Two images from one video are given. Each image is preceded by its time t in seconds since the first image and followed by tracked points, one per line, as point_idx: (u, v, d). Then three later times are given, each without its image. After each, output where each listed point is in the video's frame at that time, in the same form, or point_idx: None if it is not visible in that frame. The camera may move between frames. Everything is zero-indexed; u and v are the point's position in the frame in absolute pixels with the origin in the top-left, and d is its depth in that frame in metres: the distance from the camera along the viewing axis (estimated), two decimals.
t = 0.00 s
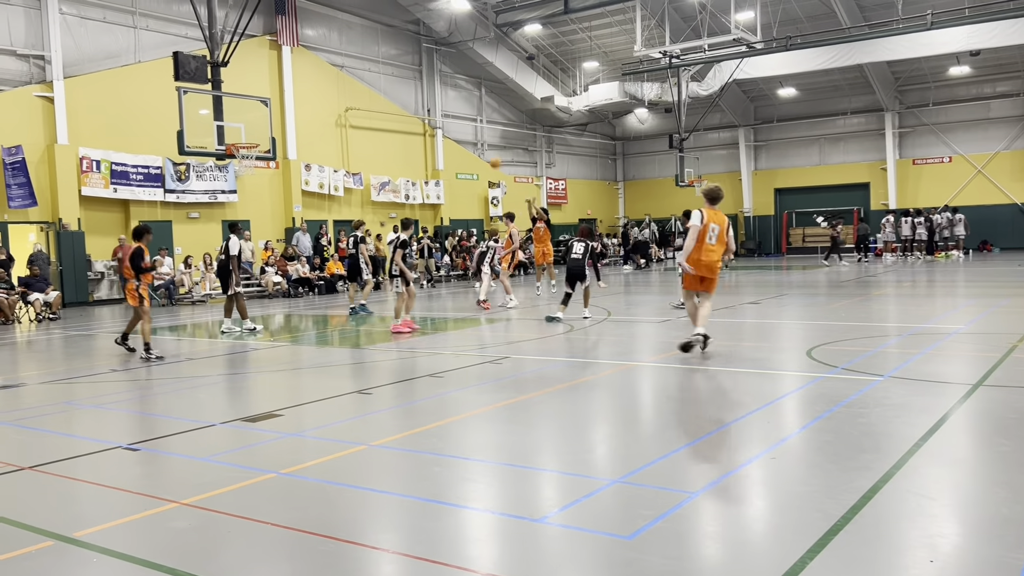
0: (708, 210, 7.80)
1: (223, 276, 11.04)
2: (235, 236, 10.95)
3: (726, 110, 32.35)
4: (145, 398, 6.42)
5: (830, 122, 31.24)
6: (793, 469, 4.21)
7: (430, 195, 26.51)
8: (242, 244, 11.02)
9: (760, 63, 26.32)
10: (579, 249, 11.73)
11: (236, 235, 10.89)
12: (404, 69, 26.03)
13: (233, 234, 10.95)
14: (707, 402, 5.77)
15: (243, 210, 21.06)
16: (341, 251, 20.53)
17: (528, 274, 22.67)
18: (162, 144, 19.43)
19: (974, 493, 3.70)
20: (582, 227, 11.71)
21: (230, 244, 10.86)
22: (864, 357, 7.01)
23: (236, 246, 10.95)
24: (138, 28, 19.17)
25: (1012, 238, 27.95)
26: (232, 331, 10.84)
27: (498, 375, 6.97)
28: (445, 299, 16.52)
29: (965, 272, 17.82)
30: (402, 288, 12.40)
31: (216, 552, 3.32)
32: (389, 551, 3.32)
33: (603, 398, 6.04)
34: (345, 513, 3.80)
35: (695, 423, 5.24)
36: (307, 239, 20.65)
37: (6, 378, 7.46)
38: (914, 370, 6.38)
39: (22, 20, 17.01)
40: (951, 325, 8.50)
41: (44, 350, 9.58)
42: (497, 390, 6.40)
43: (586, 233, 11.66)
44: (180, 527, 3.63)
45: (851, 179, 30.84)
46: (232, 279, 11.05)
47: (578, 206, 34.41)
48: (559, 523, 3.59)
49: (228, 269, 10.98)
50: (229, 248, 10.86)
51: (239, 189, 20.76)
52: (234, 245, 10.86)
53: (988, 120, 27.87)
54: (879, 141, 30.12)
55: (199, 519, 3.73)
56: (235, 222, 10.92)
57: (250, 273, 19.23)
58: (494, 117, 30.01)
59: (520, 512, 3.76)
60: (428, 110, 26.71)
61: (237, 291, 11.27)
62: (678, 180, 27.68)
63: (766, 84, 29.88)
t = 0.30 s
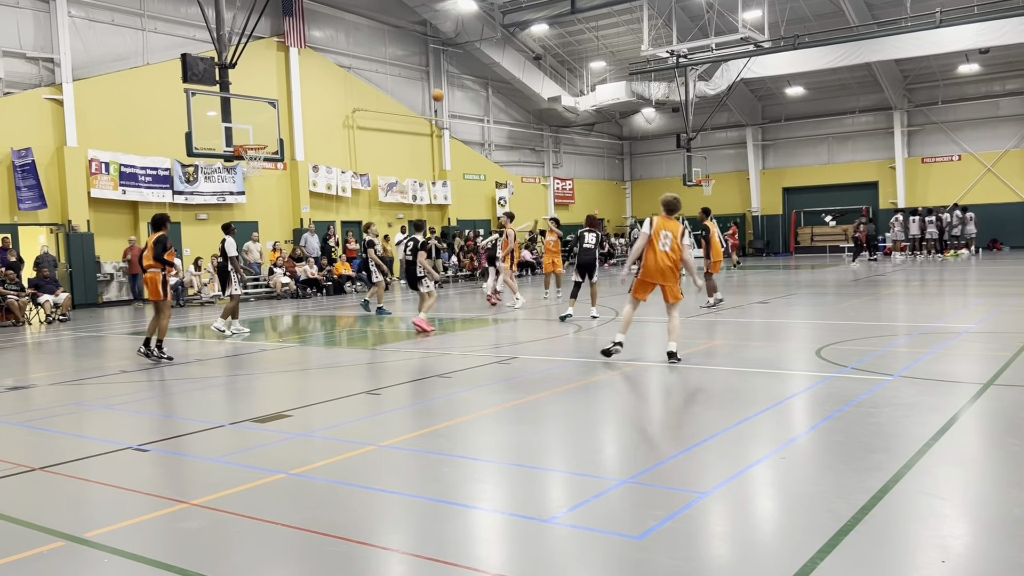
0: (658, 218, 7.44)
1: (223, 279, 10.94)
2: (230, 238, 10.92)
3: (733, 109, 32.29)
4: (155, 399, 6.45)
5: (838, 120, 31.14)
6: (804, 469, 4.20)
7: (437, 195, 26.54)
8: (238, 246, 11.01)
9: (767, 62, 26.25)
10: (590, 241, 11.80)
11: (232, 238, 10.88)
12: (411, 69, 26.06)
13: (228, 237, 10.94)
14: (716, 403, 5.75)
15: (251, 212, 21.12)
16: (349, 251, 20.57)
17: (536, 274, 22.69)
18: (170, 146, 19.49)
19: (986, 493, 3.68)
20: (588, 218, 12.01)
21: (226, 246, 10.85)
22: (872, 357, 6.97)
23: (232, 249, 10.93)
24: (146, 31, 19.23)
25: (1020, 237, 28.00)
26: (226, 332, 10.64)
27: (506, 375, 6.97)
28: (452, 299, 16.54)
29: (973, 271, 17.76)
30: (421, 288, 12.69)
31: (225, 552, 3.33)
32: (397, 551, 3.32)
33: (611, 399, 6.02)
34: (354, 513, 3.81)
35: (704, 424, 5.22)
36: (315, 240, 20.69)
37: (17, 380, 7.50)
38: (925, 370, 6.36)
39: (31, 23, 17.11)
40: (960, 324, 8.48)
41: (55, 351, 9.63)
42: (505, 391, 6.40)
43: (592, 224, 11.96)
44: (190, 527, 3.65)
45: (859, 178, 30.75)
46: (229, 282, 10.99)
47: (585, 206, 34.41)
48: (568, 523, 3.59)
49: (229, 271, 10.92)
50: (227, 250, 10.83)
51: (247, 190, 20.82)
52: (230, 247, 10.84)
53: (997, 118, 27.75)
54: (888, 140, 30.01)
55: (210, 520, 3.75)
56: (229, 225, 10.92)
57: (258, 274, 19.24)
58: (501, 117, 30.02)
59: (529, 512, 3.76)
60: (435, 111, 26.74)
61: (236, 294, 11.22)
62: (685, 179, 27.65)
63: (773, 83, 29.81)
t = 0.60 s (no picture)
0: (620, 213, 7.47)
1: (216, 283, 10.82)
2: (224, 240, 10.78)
3: (740, 107, 32.22)
4: (163, 399, 6.48)
5: (844, 118, 31.05)
6: (812, 468, 4.19)
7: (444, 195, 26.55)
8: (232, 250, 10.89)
9: (774, 60, 26.18)
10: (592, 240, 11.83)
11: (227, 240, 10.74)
12: (417, 70, 26.09)
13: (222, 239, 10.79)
14: (722, 402, 5.74)
15: (258, 213, 21.17)
16: (356, 252, 20.60)
17: (542, 273, 22.69)
18: (177, 147, 19.55)
19: (999, 493, 3.65)
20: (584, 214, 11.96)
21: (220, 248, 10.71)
22: (881, 356, 6.94)
23: (226, 253, 10.80)
24: (153, 32, 19.28)
25: None
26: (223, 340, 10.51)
27: (514, 376, 6.96)
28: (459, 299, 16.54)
29: (981, 269, 17.69)
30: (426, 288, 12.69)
31: (233, 553, 3.34)
32: (405, 551, 3.33)
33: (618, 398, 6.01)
34: (362, 513, 3.81)
35: (712, 423, 5.21)
36: (322, 240, 20.71)
37: (26, 380, 7.54)
38: (934, 369, 6.33)
39: (39, 25, 17.20)
40: (969, 323, 8.45)
41: (64, 351, 9.70)
42: (513, 391, 6.40)
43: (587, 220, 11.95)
44: (200, 527, 3.66)
45: (866, 176, 30.65)
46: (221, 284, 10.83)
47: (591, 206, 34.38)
48: (576, 523, 3.58)
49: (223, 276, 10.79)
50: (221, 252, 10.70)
51: (254, 191, 20.86)
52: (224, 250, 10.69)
53: (1005, 116, 27.63)
54: (896, 138, 29.89)
55: (219, 519, 3.76)
56: (224, 227, 10.76)
57: (266, 275, 19.33)
58: (507, 117, 30.01)
59: (537, 512, 3.76)
60: (441, 111, 26.77)
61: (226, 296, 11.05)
62: (692, 178, 27.62)
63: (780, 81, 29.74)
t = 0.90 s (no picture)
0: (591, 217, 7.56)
1: (210, 283, 10.78)
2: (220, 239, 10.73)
3: (745, 105, 32.16)
4: (169, 398, 6.49)
5: (849, 117, 30.99)
6: (818, 467, 4.18)
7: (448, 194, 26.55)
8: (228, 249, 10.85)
9: (779, 58, 26.12)
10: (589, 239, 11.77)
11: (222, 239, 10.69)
12: (422, 69, 26.10)
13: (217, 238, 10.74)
14: (729, 401, 5.73)
15: (264, 212, 21.21)
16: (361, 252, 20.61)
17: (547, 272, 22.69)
18: (182, 147, 19.59)
19: (1007, 491, 3.64)
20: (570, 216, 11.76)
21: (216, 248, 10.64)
22: (887, 354, 6.93)
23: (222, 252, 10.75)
24: (159, 32, 19.33)
25: None
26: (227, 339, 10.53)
27: (521, 375, 6.96)
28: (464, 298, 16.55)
29: (987, 267, 17.65)
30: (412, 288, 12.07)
31: (239, 552, 3.34)
32: (411, 550, 3.33)
33: (623, 397, 6.01)
34: (368, 512, 3.81)
35: (718, 422, 5.20)
36: (327, 240, 20.72)
37: (32, 380, 7.55)
38: (941, 367, 6.33)
39: (45, 25, 17.24)
40: (976, 321, 8.44)
41: (70, 351, 9.73)
42: (519, 390, 6.39)
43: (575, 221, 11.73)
44: (207, 526, 3.67)
45: (872, 174, 30.57)
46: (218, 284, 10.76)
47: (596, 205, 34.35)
48: (582, 522, 3.58)
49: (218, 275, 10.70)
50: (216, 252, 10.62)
51: (259, 191, 20.89)
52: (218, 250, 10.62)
53: (1012, 113, 27.55)
54: (902, 135, 29.81)
55: (226, 519, 3.76)
56: (218, 227, 10.72)
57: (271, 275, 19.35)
58: (512, 116, 30.00)
59: (543, 511, 3.76)
60: (446, 110, 26.77)
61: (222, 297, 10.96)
62: (697, 177, 27.59)
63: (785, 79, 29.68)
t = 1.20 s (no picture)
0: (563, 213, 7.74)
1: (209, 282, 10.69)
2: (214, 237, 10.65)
3: (750, 103, 32.10)
4: (173, 396, 6.51)
5: (854, 114, 30.94)
6: (823, 465, 4.18)
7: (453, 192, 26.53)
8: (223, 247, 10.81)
9: (784, 56, 26.07)
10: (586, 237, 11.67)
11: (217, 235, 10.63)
12: (426, 66, 26.10)
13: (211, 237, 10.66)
14: (733, 399, 5.72)
15: (268, 210, 21.23)
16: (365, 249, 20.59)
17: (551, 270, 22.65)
18: (187, 145, 19.61)
19: (1012, 490, 3.63)
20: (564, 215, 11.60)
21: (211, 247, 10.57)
22: (893, 352, 6.92)
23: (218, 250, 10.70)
24: (163, 30, 19.37)
25: None
26: (232, 336, 10.57)
27: (526, 372, 6.96)
28: (465, 296, 16.58)
29: (993, 265, 17.64)
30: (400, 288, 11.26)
31: (242, 550, 3.34)
32: (415, 547, 3.33)
33: (627, 395, 6.01)
34: (372, 509, 3.82)
35: (723, 420, 5.20)
36: (332, 238, 20.71)
37: (39, 377, 7.58)
38: (948, 365, 6.31)
39: (50, 23, 17.29)
40: (982, 319, 8.40)
41: (75, 348, 9.76)
42: (524, 387, 6.39)
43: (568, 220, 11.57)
44: (211, 523, 3.67)
45: (876, 172, 30.50)
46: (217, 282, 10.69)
47: (601, 203, 34.31)
48: (586, 520, 3.58)
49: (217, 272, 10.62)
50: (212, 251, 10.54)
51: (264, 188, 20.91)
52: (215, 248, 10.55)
53: (1017, 111, 27.47)
54: (907, 133, 29.74)
55: (230, 515, 3.77)
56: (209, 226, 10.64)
57: (275, 272, 19.38)
58: (516, 113, 29.99)
59: (546, 509, 3.76)
60: (450, 107, 26.77)
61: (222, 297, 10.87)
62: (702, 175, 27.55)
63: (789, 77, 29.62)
